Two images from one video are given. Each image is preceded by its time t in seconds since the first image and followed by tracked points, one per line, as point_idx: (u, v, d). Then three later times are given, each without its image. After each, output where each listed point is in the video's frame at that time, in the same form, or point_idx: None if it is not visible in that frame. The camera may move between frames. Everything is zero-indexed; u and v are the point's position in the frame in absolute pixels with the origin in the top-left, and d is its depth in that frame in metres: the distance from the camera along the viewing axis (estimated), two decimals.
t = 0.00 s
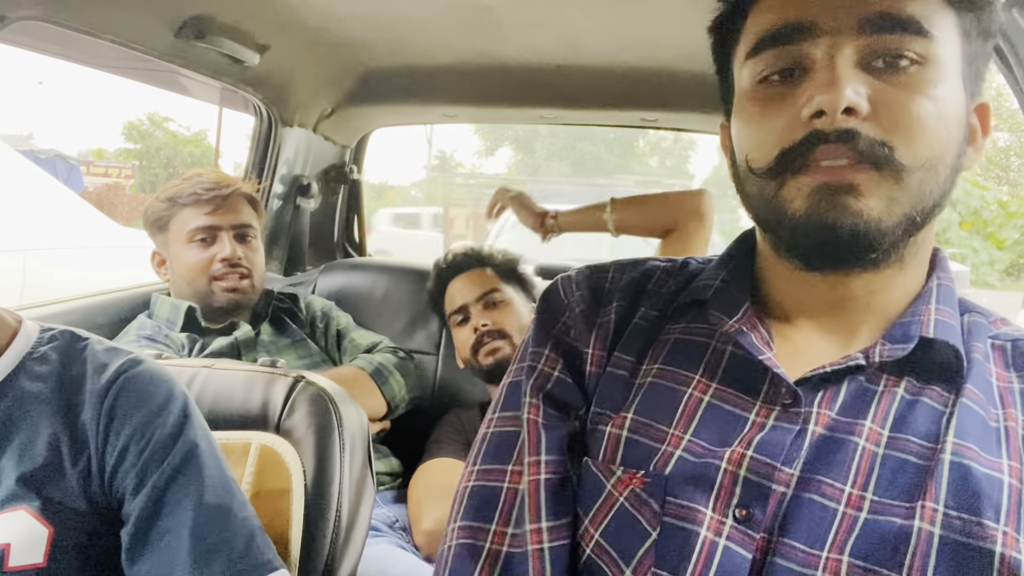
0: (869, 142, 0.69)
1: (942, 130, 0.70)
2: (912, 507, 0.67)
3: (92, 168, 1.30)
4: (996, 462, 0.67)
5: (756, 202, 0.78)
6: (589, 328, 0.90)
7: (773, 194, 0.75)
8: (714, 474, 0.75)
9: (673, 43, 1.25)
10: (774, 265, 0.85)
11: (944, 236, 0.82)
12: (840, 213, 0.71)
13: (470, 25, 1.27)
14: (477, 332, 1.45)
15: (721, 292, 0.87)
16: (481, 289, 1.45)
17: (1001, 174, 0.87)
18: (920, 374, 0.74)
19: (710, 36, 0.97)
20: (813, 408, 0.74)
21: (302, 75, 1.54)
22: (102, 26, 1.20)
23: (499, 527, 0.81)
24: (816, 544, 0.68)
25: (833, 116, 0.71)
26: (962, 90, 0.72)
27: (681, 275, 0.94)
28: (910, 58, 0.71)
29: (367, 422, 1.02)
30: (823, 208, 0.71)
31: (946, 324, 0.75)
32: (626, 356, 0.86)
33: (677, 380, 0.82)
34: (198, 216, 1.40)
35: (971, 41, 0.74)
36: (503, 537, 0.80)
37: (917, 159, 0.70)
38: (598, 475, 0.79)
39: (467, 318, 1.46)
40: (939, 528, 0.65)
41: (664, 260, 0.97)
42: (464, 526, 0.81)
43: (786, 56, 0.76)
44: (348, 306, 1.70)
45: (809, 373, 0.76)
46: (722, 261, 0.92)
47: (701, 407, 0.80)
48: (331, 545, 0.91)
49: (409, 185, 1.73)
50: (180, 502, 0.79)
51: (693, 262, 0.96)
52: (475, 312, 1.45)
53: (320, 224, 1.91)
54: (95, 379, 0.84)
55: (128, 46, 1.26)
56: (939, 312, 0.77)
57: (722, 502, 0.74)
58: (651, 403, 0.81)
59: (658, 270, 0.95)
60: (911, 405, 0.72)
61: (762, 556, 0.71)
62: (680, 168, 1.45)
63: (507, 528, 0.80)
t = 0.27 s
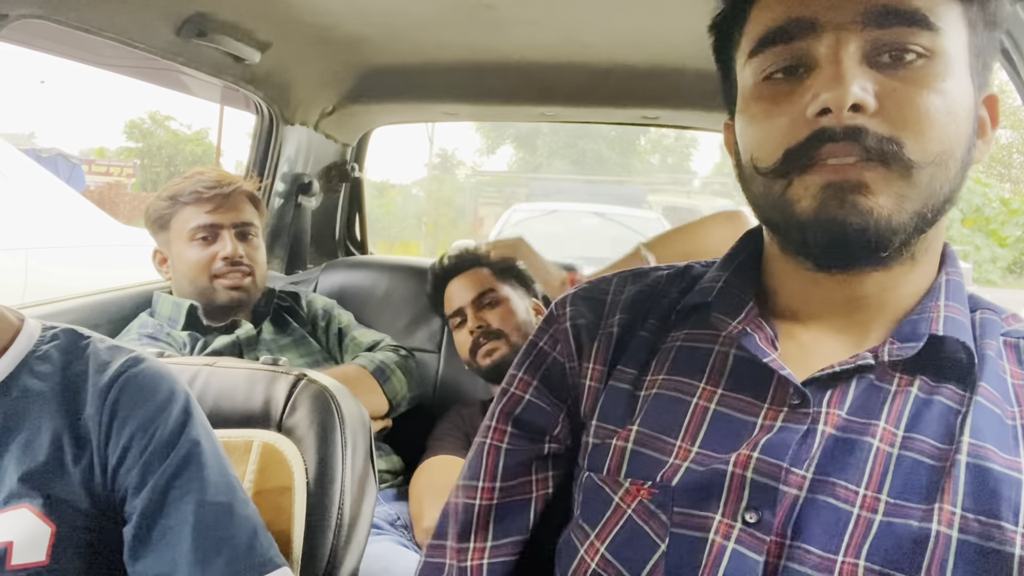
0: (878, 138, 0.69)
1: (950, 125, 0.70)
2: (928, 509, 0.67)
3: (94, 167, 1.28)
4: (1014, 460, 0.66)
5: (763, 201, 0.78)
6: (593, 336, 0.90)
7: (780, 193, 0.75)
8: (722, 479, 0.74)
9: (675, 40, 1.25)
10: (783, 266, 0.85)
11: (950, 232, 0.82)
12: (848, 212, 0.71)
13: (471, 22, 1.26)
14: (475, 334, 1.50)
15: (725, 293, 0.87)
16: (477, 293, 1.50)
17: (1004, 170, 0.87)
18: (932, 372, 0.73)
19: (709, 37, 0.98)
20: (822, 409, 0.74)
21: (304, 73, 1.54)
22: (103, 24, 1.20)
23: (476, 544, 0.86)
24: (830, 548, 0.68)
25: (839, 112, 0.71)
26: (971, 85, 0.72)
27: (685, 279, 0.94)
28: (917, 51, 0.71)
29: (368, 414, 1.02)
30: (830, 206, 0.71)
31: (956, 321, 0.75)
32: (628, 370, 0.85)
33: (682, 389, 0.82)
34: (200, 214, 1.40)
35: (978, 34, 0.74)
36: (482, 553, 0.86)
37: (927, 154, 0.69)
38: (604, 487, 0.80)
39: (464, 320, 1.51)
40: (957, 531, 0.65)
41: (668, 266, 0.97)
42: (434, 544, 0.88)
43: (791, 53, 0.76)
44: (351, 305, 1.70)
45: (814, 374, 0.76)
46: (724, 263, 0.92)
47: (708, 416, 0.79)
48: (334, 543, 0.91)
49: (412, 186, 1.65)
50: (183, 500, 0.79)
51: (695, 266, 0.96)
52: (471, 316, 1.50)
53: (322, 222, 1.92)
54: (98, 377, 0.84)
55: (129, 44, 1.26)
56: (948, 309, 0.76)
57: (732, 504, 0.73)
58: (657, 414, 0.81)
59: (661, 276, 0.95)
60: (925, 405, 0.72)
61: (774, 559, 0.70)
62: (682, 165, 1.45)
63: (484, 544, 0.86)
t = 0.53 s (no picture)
0: (876, 136, 0.69)
1: (949, 124, 0.70)
2: (926, 509, 0.67)
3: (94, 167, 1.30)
4: (1013, 460, 0.66)
5: (762, 199, 0.78)
6: (591, 335, 0.90)
7: (779, 191, 0.75)
8: (719, 477, 0.74)
9: (676, 39, 1.25)
10: (783, 265, 0.84)
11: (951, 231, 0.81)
12: (846, 208, 0.70)
13: (472, 20, 1.26)
14: (487, 325, 1.42)
15: (723, 292, 0.86)
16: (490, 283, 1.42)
17: (1005, 168, 0.87)
18: (930, 372, 0.73)
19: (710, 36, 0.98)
20: (820, 408, 0.74)
21: (304, 73, 1.54)
22: (104, 25, 1.20)
23: (479, 542, 0.84)
24: (829, 547, 0.68)
25: (838, 111, 0.70)
26: (972, 83, 0.71)
27: (684, 277, 0.94)
28: (917, 50, 0.71)
29: (371, 418, 1.02)
30: (829, 204, 0.71)
31: (955, 320, 0.75)
32: (627, 368, 0.85)
33: (680, 387, 0.81)
34: (202, 214, 1.41)
35: (979, 33, 0.73)
36: (485, 551, 0.84)
37: (926, 153, 0.69)
38: (602, 486, 0.80)
39: (475, 311, 1.43)
40: (955, 532, 0.64)
41: (667, 265, 0.97)
42: (438, 542, 0.86)
43: (790, 52, 0.76)
44: (352, 304, 1.70)
45: (812, 373, 0.76)
46: (723, 262, 0.92)
47: (706, 413, 0.79)
48: (336, 540, 0.91)
49: (413, 184, 1.72)
50: (185, 500, 0.79)
51: (694, 265, 0.96)
52: (484, 307, 1.42)
53: (323, 221, 1.92)
54: (99, 377, 0.84)
55: (132, 45, 1.26)
56: (948, 308, 0.76)
57: (729, 503, 0.73)
58: (656, 413, 0.81)
59: (661, 275, 0.95)
60: (924, 404, 0.72)
61: (772, 559, 0.70)
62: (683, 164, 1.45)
63: (488, 543, 0.84)
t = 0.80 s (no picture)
0: (875, 132, 0.69)
1: (948, 120, 0.70)
2: (926, 508, 0.67)
3: (95, 167, 1.30)
4: (1012, 459, 0.67)
5: (761, 197, 0.78)
6: (591, 335, 0.90)
7: (778, 188, 0.75)
8: (720, 477, 0.74)
9: (676, 38, 1.25)
10: (785, 265, 0.84)
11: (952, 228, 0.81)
12: (845, 201, 0.70)
13: (473, 20, 1.26)
14: (488, 324, 1.43)
15: (723, 290, 0.86)
16: (491, 283, 1.43)
17: (1005, 165, 0.87)
18: (931, 371, 0.73)
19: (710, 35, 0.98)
20: (820, 407, 0.74)
21: (305, 73, 1.54)
22: (104, 26, 1.20)
23: (492, 540, 0.84)
24: (829, 547, 0.68)
25: (836, 108, 0.70)
26: (971, 80, 0.71)
27: (685, 276, 0.94)
28: (915, 47, 0.71)
29: (373, 418, 1.02)
30: (828, 200, 0.71)
31: (955, 318, 0.75)
32: (627, 367, 0.85)
33: (681, 386, 0.82)
34: (202, 214, 1.41)
35: (977, 31, 0.74)
36: (499, 550, 0.83)
37: (925, 149, 0.69)
38: (603, 486, 0.80)
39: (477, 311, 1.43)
40: (955, 530, 0.65)
41: (668, 263, 0.97)
42: (449, 542, 0.86)
43: (788, 50, 0.76)
44: (353, 304, 1.70)
45: (812, 372, 0.76)
46: (725, 260, 0.92)
47: (707, 413, 0.79)
48: (338, 540, 0.91)
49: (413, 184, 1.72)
50: (187, 499, 0.79)
51: (694, 263, 0.96)
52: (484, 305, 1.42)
53: (324, 221, 1.92)
54: (101, 378, 0.84)
55: (132, 45, 1.26)
56: (948, 306, 0.76)
57: (730, 502, 0.73)
58: (657, 413, 0.81)
59: (661, 274, 0.95)
60: (923, 403, 0.72)
61: (773, 558, 0.70)
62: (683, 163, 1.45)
63: (501, 542, 0.84)
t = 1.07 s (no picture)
0: (877, 132, 0.69)
1: (951, 119, 0.70)
2: (926, 510, 0.67)
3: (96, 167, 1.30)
4: (1012, 461, 0.67)
5: (762, 196, 0.78)
6: (592, 336, 0.90)
7: (779, 187, 0.75)
8: (721, 481, 0.74)
9: (676, 37, 1.25)
10: (786, 268, 0.84)
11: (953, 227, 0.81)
12: (847, 200, 0.70)
13: (474, 20, 1.26)
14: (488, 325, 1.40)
15: (724, 292, 0.86)
16: (492, 282, 1.40)
17: (1006, 163, 0.86)
18: (931, 373, 0.73)
19: (711, 34, 0.98)
20: (821, 410, 0.74)
21: (305, 73, 1.54)
22: (105, 26, 1.20)
23: (489, 544, 0.83)
24: (829, 549, 0.68)
25: (838, 107, 0.70)
26: (973, 79, 0.71)
27: (685, 277, 0.94)
28: (918, 46, 0.71)
29: (373, 419, 1.02)
30: (830, 199, 0.71)
31: (956, 320, 0.75)
32: (628, 370, 0.85)
33: (681, 389, 0.82)
34: (203, 215, 1.40)
35: (980, 30, 0.73)
36: (496, 553, 0.83)
37: (927, 149, 0.69)
38: (604, 489, 0.80)
39: (478, 312, 1.41)
40: (955, 532, 0.65)
41: (669, 264, 0.97)
42: (447, 544, 0.86)
43: (790, 50, 0.76)
44: (355, 304, 1.70)
45: (813, 374, 0.76)
46: (724, 262, 0.92)
47: (708, 416, 0.79)
48: (339, 541, 0.91)
49: (415, 183, 1.72)
50: (189, 500, 0.79)
51: (695, 264, 0.97)
52: (485, 305, 1.40)
53: (325, 221, 1.92)
54: (103, 379, 0.84)
55: (133, 46, 1.26)
56: (948, 307, 0.76)
57: (731, 505, 0.73)
58: (658, 415, 0.81)
59: (662, 275, 0.95)
60: (924, 405, 0.72)
61: (773, 560, 0.70)
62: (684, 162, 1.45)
63: (499, 546, 0.83)
